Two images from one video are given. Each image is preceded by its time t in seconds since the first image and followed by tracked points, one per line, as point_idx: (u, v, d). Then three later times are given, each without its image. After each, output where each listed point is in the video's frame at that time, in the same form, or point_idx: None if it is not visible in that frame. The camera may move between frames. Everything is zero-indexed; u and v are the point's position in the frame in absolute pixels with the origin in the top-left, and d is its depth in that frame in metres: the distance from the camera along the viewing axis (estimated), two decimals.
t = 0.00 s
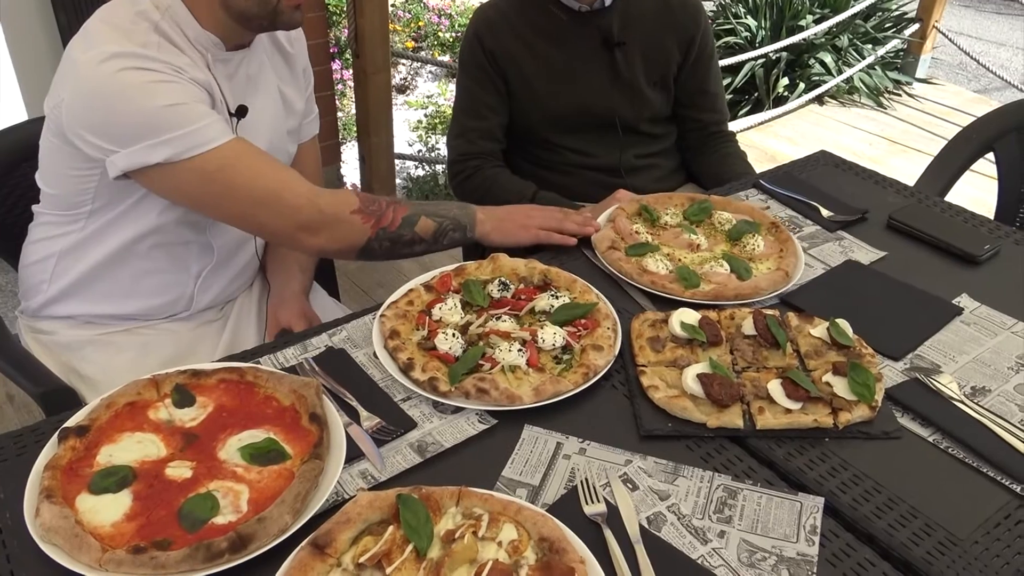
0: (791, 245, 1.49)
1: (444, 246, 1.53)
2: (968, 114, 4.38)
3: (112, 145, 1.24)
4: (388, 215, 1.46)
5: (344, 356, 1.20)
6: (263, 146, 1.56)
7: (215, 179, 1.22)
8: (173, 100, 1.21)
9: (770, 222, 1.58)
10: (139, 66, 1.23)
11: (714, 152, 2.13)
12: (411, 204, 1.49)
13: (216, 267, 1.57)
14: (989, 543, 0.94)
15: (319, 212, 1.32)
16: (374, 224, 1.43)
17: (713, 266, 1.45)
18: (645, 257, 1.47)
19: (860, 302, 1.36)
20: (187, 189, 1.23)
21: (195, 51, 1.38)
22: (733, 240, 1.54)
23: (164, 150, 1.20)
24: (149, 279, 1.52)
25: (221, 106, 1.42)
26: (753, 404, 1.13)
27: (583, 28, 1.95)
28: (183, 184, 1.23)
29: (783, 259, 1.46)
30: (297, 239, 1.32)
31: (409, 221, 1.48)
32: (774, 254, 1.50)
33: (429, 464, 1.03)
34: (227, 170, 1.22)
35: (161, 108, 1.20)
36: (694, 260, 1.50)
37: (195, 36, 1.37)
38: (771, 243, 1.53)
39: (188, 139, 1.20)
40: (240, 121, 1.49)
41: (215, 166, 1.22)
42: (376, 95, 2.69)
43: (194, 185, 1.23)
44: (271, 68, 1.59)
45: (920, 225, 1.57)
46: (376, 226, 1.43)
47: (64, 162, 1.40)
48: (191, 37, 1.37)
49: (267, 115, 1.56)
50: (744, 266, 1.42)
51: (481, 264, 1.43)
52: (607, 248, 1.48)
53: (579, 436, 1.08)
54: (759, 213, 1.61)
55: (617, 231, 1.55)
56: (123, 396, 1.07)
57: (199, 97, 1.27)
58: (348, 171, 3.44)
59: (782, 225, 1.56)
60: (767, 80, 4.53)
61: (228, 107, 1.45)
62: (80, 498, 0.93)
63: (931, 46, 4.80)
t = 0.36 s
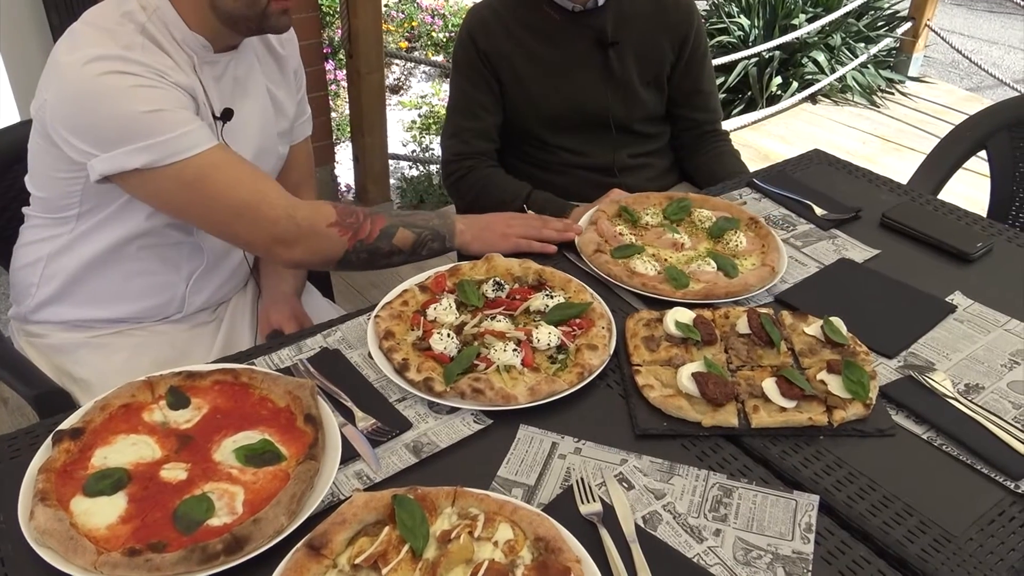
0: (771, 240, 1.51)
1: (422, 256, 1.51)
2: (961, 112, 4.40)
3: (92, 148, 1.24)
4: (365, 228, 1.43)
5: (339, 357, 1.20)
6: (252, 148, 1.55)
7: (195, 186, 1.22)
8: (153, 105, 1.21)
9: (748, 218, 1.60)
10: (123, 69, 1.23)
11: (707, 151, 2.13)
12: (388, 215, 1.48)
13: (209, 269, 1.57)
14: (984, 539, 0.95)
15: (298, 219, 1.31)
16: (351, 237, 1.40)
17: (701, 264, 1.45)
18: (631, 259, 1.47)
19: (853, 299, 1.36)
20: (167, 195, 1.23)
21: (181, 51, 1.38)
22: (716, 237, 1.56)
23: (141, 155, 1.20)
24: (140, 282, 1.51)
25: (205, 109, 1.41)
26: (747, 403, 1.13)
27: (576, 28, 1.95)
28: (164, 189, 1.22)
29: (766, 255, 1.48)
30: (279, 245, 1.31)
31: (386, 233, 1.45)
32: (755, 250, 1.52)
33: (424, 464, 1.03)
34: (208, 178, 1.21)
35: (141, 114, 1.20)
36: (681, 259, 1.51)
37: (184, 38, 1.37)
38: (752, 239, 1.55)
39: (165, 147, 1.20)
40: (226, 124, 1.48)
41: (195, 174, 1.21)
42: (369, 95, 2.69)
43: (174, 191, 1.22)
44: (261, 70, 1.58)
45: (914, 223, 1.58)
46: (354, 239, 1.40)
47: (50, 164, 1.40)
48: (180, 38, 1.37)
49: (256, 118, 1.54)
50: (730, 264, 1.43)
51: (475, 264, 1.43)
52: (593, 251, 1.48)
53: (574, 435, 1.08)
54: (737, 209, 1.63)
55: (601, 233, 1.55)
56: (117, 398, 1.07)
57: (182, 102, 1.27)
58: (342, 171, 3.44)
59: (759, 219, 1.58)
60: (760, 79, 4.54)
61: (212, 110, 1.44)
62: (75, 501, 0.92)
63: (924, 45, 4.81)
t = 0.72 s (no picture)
0: (763, 241, 1.52)
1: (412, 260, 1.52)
2: (955, 115, 4.41)
3: (83, 152, 1.24)
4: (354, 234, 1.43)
5: (335, 361, 1.19)
6: (247, 152, 1.54)
7: (185, 192, 1.21)
8: (145, 111, 1.21)
9: (737, 220, 1.61)
10: (115, 74, 1.23)
11: (702, 155, 2.13)
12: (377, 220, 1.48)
13: (204, 274, 1.57)
14: (980, 542, 0.95)
15: (291, 224, 1.31)
16: (340, 244, 1.41)
17: (694, 267, 1.46)
18: (625, 264, 1.47)
19: (849, 302, 1.37)
20: (157, 201, 1.23)
21: (176, 55, 1.38)
22: (707, 240, 1.57)
23: (132, 160, 1.20)
24: (135, 287, 1.51)
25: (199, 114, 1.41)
26: (744, 406, 1.13)
27: (571, 32, 1.96)
28: (155, 195, 1.22)
29: (757, 257, 1.49)
30: (271, 251, 1.30)
31: (375, 239, 1.46)
32: (747, 252, 1.53)
33: (421, 468, 1.02)
34: (198, 184, 1.21)
35: (133, 118, 1.20)
36: (673, 263, 1.51)
37: (178, 41, 1.38)
38: (743, 241, 1.56)
39: (156, 152, 1.19)
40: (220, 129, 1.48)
41: (185, 180, 1.21)
42: (365, 99, 2.69)
43: (163, 196, 1.22)
44: (256, 75, 1.58)
45: (908, 226, 1.58)
46: (343, 247, 1.41)
47: (43, 168, 1.39)
48: (174, 42, 1.37)
49: (250, 122, 1.54)
50: (724, 266, 1.43)
51: (471, 268, 1.43)
52: (587, 256, 1.48)
53: (570, 439, 1.08)
54: (727, 211, 1.64)
55: (593, 238, 1.55)
56: (113, 403, 1.07)
57: (175, 108, 1.27)
58: (338, 175, 3.43)
59: (748, 221, 1.59)
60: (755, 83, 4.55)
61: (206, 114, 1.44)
62: (70, 506, 0.92)
63: (918, 49, 4.83)
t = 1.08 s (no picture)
0: (760, 243, 1.53)
1: (388, 244, 1.45)
2: (952, 117, 4.43)
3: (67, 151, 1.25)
4: (326, 235, 1.37)
5: (333, 363, 1.19)
6: (239, 154, 1.53)
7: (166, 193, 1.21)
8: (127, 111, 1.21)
9: (735, 221, 1.61)
10: (103, 73, 1.24)
11: (700, 157, 2.14)
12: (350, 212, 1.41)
13: (201, 276, 1.57)
14: (978, 543, 0.95)
15: (285, 228, 1.31)
16: (313, 244, 1.35)
17: (692, 269, 1.46)
18: (623, 265, 1.47)
19: (846, 304, 1.37)
20: (137, 202, 1.23)
21: (171, 55, 1.39)
22: (705, 241, 1.57)
23: (110, 159, 1.20)
24: (130, 289, 1.50)
25: (185, 114, 1.41)
26: (741, 408, 1.13)
27: (569, 34, 1.96)
28: (135, 196, 1.22)
29: (755, 259, 1.49)
30: (262, 255, 1.28)
31: (347, 232, 1.39)
32: (745, 254, 1.53)
33: (419, 470, 1.02)
34: (176, 186, 1.21)
35: (115, 118, 1.20)
36: (671, 264, 1.51)
37: (173, 41, 1.38)
38: (741, 242, 1.57)
39: (134, 152, 1.20)
40: (210, 129, 1.47)
41: (163, 181, 1.21)
42: (362, 101, 2.69)
43: (141, 197, 1.22)
44: (253, 77, 1.58)
45: (905, 228, 1.59)
46: (315, 247, 1.35)
47: (35, 169, 1.40)
48: (169, 42, 1.38)
49: (245, 124, 1.54)
50: (722, 268, 1.44)
51: (468, 270, 1.43)
52: (585, 258, 1.48)
53: (568, 440, 1.08)
54: (724, 213, 1.64)
55: (591, 240, 1.55)
56: (110, 405, 1.07)
57: (160, 108, 1.27)
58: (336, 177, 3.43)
59: (746, 223, 1.60)
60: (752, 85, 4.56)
61: (195, 115, 1.44)
62: (67, 509, 0.92)
63: (915, 51, 4.85)
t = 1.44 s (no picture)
0: (759, 244, 1.53)
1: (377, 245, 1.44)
2: (950, 118, 4.43)
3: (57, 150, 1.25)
4: (310, 235, 1.36)
5: (332, 364, 1.19)
6: (235, 155, 1.53)
7: (153, 192, 1.22)
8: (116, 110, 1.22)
9: (734, 222, 1.62)
10: (94, 72, 1.24)
11: (699, 158, 2.14)
12: (336, 213, 1.40)
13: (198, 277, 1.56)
14: (976, 544, 0.95)
15: (269, 230, 1.31)
16: (297, 247, 1.35)
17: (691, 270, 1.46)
18: (622, 266, 1.47)
19: (845, 304, 1.37)
20: (124, 202, 1.24)
21: (166, 56, 1.39)
22: (704, 242, 1.57)
23: (99, 159, 1.20)
24: (126, 289, 1.50)
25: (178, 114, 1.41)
26: (740, 409, 1.13)
27: (568, 35, 1.96)
28: (123, 196, 1.23)
29: (754, 259, 1.49)
30: (246, 257, 1.29)
31: (332, 234, 1.39)
32: (744, 255, 1.53)
33: (418, 471, 1.02)
34: (163, 186, 1.21)
35: (105, 117, 1.21)
36: (670, 265, 1.51)
37: (168, 41, 1.38)
38: (740, 243, 1.57)
39: (123, 151, 1.20)
40: (204, 129, 1.47)
41: (150, 181, 1.21)
42: (361, 102, 2.69)
43: (129, 197, 1.22)
44: (249, 77, 1.57)
45: (904, 229, 1.59)
46: (299, 249, 1.35)
47: (29, 168, 1.40)
48: (164, 41, 1.38)
49: (240, 124, 1.54)
50: (720, 269, 1.44)
51: (468, 270, 1.43)
52: (584, 258, 1.47)
53: (567, 441, 1.08)
54: (723, 214, 1.65)
55: (590, 241, 1.55)
56: (109, 406, 1.07)
57: (151, 109, 1.28)
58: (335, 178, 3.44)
59: (745, 224, 1.60)
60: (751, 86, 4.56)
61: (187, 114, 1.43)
62: (66, 510, 0.92)
63: (914, 52, 4.85)
